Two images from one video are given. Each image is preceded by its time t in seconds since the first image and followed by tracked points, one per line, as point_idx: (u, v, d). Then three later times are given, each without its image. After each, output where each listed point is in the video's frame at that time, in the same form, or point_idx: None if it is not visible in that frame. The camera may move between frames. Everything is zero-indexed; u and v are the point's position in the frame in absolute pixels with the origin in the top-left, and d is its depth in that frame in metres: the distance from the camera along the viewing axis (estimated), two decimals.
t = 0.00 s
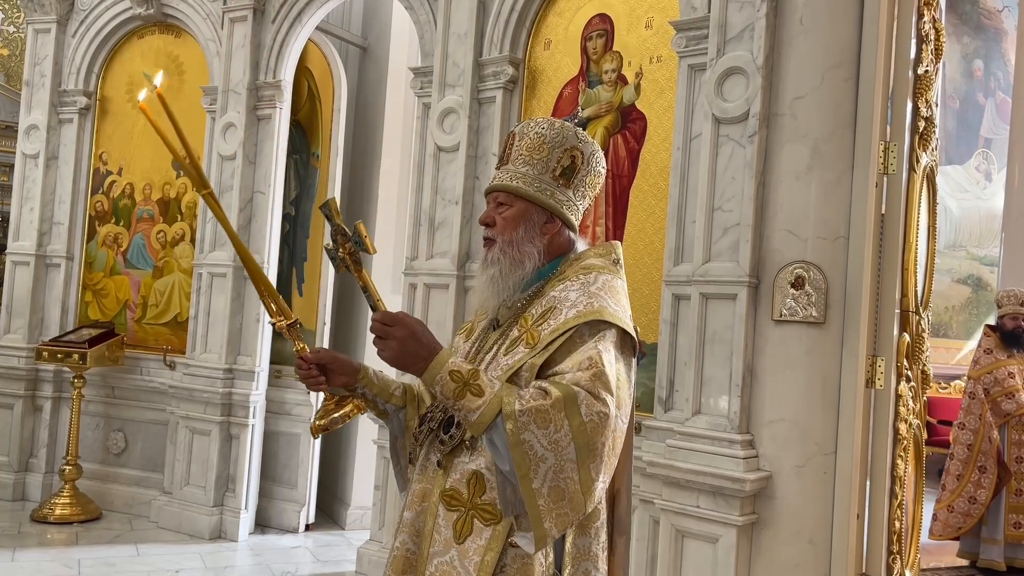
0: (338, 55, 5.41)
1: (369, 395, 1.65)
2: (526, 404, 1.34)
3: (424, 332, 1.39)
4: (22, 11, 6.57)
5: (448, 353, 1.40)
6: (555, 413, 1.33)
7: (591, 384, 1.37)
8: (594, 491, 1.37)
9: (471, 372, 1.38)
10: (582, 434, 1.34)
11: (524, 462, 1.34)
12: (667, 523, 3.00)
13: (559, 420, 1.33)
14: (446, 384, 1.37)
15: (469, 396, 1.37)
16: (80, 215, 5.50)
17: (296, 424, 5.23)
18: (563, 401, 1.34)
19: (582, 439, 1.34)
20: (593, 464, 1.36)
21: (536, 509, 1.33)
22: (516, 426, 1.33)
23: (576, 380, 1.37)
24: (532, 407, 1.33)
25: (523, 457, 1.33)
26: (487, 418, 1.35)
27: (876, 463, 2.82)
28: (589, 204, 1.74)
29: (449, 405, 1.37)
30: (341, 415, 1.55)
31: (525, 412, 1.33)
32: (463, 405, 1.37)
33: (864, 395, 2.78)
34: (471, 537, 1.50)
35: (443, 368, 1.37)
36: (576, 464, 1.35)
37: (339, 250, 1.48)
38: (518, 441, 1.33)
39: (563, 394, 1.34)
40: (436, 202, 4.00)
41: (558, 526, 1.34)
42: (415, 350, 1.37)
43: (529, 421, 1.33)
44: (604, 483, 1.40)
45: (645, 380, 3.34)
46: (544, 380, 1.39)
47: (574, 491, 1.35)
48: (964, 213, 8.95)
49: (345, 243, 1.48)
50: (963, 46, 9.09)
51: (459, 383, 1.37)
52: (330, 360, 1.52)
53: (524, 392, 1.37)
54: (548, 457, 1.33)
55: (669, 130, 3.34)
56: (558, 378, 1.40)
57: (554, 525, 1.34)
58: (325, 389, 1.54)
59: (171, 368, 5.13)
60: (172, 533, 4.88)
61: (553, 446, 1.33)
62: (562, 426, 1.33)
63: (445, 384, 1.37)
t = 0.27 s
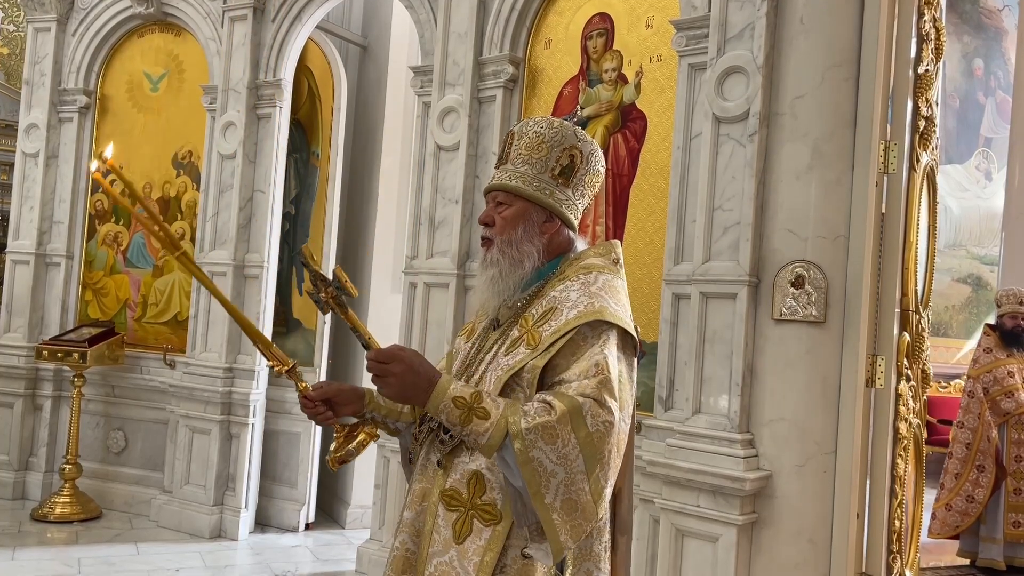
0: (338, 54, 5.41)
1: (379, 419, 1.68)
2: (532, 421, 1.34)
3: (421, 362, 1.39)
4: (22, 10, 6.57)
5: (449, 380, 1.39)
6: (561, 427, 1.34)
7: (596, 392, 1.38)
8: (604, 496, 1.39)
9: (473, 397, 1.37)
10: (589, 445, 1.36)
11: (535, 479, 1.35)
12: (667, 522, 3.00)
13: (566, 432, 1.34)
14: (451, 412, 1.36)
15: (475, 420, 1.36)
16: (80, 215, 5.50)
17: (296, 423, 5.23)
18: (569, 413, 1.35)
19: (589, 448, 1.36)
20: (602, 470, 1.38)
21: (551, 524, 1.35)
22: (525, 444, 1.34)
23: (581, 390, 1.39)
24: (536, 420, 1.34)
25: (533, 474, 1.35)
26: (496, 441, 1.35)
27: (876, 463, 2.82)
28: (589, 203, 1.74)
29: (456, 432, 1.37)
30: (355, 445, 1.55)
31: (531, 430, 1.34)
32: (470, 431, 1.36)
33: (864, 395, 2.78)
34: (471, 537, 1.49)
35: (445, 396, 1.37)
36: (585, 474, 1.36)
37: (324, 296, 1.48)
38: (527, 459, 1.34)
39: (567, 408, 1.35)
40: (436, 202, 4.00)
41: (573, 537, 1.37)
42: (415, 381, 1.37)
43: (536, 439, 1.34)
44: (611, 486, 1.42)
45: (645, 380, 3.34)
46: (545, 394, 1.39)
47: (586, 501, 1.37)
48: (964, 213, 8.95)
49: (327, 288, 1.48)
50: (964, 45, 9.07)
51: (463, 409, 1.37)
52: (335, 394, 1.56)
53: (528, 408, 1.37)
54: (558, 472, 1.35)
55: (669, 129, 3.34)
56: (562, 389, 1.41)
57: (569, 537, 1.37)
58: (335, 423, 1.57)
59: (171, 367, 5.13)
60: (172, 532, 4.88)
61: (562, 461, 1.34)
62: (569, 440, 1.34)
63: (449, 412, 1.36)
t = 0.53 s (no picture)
0: (338, 53, 5.41)
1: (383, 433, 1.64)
2: (532, 435, 1.37)
3: (420, 391, 1.41)
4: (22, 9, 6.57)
5: (449, 404, 1.42)
6: (563, 438, 1.37)
7: (598, 397, 1.41)
8: (610, 501, 1.43)
9: (475, 418, 1.40)
10: (592, 453, 1.39)
11: (542, 492, 1.38)
12: (667, 521, 3.00)
13: (567, 441, 1.37)
14: (455, 436, 1.39)
15: (480, 441, 1.39)
16: (80, 214, 5.50)
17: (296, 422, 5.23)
18: (569, 423, 1.38)
19: (591, 455, 1.40)
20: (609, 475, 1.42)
21: (563, 535, 1.39)
22: (529, 460, 1.37)
23: (583, 397, 1.41)
24: (538, 433, 1.37)
25: (540, 487, 1.38)
26: (502, 460, 1.38)
27: (876, 462, 2.82)
28: (587, 202, 1.74)
29: (463, 454, 1.39)
30: (369, 470, 1.57)
31: (534, 445, 1.37)
32: (476, 452, 1.39)
33: (864, 394, 2.78)
34: (470, 537, 1.50)
35: (448, 421, 1.40)
36: (591, 482, 1.40)
37: (311, 338, 1.46)
38: (534, 474, 1.37)
39: (567, 420, 1.38)
40: (436, 201, 4.00)
41: (585, 543, 1.40)
42: (416, 410, 1.39)
43: (539, 454, 1.37)
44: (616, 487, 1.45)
45: (644, 379, 3.34)
46: (544, 405, 1.42)
47: (594, 508, 1.41)
48: (964, 212, 8.94)
49: (313, 333, 1.46)
50: (964, 45, 9.06)
51: (466, 431, 1.39)
52: (341, 424, 1.51)
53: (529, 423, 1.39)
54: (565, 483, 1.38)
55: (669, 129, 3.34)
56: (563, 399, 1.44)
57: (582, 545, 1.40)
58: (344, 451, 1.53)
59: (171, 366, 5.14)
60: (172, 531, 4.88)
61: (568, 472, 1.38)
62: (572, 451, 1.38)
63: (453, 436, 1.39)
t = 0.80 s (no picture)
0: (338, 52, 5.40)
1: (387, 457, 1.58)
2: (531, 450, 1.38)
3: (417, 416, 1.40)
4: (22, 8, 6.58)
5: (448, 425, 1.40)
6: (561, 449, 1.37)
7: (597, 399, 1.42)
8: (612, 501, 1.43)
9: (475, 437, 1.39)
10: (590, 459, 1.40)
11: (545, 503, 1.38)
12: (667, 520, 3.00)
13: (563, 448, 1.37)
14: (457, 457, 1.38)
15: (483, 459, 1.38)
16: (81, 213, 5.51)
17: (296, 421, 5.23)
18: (565, 431, 1.38)
19: (589, 459, 1.40)
20: (609, 478, 1.42)
21: (571, 544, 1.39)
22: (530, 475, 1.37)
23: (582, 401, 1.42)
24: (535, 445, 1.37)
25: (543, 499, 1.38)
26: (506, 477, 1.38)
27: (876, 461, 2.82)
28: (582, 200, 1.74)
29: (468, 474, 1.39)
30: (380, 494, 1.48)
31: (533, 459, 1.37)
32: (479, 471, 1.38)
33: (863, 393, 2.78)
34: (470, 538, 1.50)
35: (449, 442, 1.38)
36: (592, 487, 1.40)
37: (302, 379, 1.47)
38: (535, 487, 1.38)
39: (564, 430, 1.38)
40: (436, 200, 4.00)
41: (591, 547, 1.40)
42: (415, 437, 1.38)
43: (539, 466, 1.37)
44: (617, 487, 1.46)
45: (644, 378, 3.35)
46: (539, 415, 1.42)
47: (598, 513, 1.41)
48: (964, 212, 8.94)
49: (303, 375, 1.46)
50: (964, 44, 9.03)
51: (468, 451, 1.38)
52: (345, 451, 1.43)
53: (526, 435, 1.40)
54: (567, 492, 1.38)
55: (669, 129, 3.34)
56: (561, 406, 1.44)
57: (589, 551, 1.40)
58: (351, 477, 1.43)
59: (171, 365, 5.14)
60: (172, 530, 4.88)
61: (569, 481, 1.38)
62: (571, 460, 1.38)
63: (456, 457, 1.38)
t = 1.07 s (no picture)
0: (338, 51, 5.40)
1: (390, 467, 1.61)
2: (529, 462, 1.37)
3: (414, 442, 1.37)
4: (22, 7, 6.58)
5: (445, 446, 1.39)
6: (557, 457, 1.37)
7: (595, 401, 1.42)
8: (613, 502, 1.43)
9: (474, 455, 1.38)
10: (588, 464, 1.39)
11: (549, 514, 1.38)
12: (667, 519, 3.00)
13: (560, 455, 1.37)
14: (459, 477, 1.37)
15: (485, 476, 1.38)
16: (81, 212, 5.51)
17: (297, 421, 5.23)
18: (561, 438, 1.38)
19: (586, 462, 1.39)
20: (609, 478, 1.42)
21: (578, 550, 1.39)
22: (531, 488, 1.37)
23: (580, 403, 1.42)
24: (533, 456, 1.37)
25: (547, 510, 1.38)
26: (509, 492, 1.38)
27: (876, 460, 2.82)
28: (575, 197, 1.74)
29: (472, 492, 1.38)
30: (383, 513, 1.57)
31: (531, 472, 1.36)
32: (482, 488, 1.37)
33: (864, 392, 2.78)
34: (471, 541, 1.50)
35: (449, 463, 1.37)
36: (593, 491, 1.40)
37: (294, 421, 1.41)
38: (538, 498, 1.37)
39: (560, 439, 1.38)
40: (436, 199, 4.00)
41: (597, 550, 1.40)
42: (414, 464, 1.35)
43: (538, 478, 1.36)
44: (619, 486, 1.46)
45: (644, 377, 3.35)
46: (535, 425, 1.41)
47: (601, 516, 1.41)
48: (964, 211, 8.95)
49: (296, 418, 1.41)
50: (965, 43, 8.99)
51: (469, 470, 1.37)
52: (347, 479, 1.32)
53: (523, 447, 1.39)
54: (569, 499, 1.38)
55: (669, 128, 3.34)
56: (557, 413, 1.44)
57: (597, 554, 1.40)
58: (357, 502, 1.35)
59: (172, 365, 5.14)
60: (173, 530, 4.88)
61: (570, 489, 1.38)
62: (570, 468, 1.38)
63: (458, 478, 1.37)
